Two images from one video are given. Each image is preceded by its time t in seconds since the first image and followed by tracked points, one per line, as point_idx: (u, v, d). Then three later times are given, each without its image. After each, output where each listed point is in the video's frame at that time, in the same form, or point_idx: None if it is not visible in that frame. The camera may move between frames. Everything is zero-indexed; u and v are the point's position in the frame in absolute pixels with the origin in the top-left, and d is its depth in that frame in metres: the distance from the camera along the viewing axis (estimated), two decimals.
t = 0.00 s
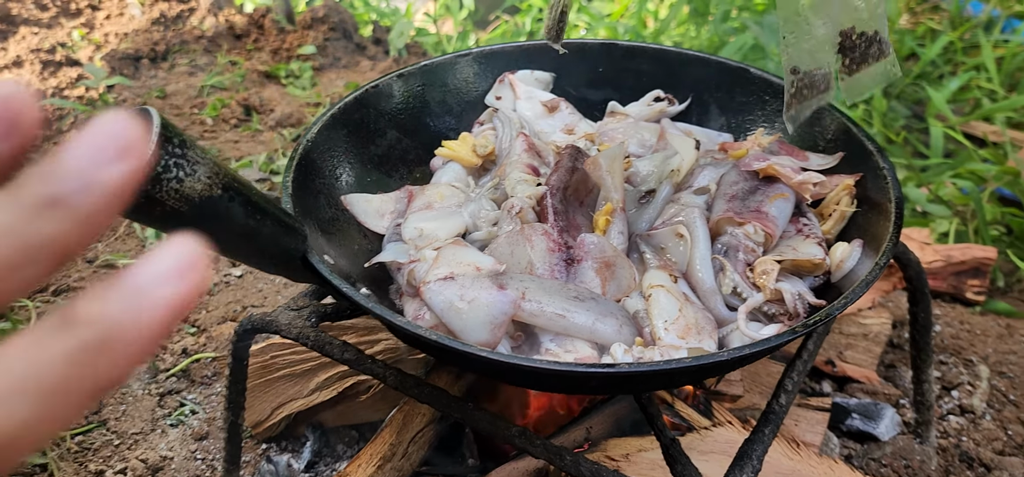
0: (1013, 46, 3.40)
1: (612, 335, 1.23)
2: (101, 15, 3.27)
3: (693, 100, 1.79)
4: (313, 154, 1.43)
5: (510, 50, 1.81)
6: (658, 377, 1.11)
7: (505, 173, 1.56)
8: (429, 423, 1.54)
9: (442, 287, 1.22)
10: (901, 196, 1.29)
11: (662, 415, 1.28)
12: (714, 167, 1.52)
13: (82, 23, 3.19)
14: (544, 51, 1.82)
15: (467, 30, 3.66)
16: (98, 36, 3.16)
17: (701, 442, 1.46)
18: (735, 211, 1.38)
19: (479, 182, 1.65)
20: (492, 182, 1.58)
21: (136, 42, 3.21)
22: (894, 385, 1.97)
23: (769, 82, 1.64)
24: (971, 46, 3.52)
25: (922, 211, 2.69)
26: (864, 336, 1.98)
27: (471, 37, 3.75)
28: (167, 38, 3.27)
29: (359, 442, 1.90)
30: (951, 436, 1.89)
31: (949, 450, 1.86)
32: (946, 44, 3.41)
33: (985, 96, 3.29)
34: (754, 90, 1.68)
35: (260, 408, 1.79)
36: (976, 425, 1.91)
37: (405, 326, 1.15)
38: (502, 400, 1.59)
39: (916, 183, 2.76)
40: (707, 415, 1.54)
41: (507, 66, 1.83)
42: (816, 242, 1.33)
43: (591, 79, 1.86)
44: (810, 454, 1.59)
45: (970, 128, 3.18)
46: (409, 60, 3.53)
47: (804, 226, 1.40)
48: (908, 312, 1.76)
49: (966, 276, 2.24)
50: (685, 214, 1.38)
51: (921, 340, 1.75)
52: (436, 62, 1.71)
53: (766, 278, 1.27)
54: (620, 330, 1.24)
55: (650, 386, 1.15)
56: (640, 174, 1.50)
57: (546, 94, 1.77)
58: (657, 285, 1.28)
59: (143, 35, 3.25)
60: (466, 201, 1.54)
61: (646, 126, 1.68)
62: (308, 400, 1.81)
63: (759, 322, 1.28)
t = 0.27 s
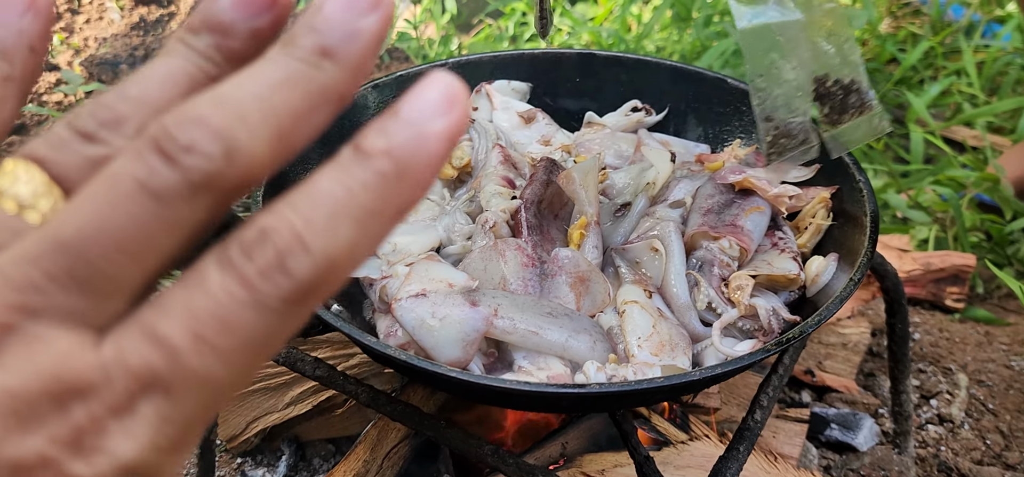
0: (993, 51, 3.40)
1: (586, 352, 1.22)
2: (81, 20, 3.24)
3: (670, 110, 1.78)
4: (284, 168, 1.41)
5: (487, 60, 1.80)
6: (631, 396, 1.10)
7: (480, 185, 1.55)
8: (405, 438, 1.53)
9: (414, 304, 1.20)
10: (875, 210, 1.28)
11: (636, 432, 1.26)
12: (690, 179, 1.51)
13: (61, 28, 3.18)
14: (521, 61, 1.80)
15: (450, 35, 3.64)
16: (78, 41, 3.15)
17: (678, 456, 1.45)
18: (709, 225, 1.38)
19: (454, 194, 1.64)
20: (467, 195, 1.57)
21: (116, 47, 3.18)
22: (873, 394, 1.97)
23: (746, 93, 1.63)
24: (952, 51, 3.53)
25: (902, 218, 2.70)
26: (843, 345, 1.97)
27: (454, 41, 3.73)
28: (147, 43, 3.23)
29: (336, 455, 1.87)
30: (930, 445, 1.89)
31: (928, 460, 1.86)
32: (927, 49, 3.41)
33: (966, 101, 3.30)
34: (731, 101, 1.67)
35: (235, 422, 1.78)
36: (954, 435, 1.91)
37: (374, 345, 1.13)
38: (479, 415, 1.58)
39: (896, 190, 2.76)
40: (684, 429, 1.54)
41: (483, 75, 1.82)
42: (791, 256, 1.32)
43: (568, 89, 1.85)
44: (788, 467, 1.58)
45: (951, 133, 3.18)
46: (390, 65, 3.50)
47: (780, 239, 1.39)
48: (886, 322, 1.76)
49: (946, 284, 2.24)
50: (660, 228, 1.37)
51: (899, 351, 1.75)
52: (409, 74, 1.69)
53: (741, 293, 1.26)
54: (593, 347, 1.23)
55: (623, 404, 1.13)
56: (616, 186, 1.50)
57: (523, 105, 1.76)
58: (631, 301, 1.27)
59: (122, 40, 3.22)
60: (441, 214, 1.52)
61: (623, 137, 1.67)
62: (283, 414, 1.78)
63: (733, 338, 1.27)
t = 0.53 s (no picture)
0: (978, 52, 3.42)
1: (571, 357, 1.22)
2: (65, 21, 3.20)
3: (656, 113, 1.78)
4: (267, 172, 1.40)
5: (472, 62, 1.78)
6: (617, 402, 1.09)
7: (465, 188, 1.54)
8: (391, 443, 1.52)
9: (398, 310, 1.19)
10: (861, 214, 1.28)
11: (622, 437, 1.26)
12: (676, 183, 1.51)
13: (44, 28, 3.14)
14: (506, 64, 1.79)
15: (437, 36, 3.61)
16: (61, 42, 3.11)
17: (665, 460, 1.45)
18: (695, 228, 1.37)
19: (440, 198, 1.63)
20: (453, 198, 1.56)
21: (100, 48, 3.15)
22: (859, 396, 1.98)
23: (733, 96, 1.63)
24: (937, 51, 3.54)
25: (888, 219, 2.70)
26: (829, 347, 1.98)
27: (441, 42, 3.70)
28: (131, 44, 3.20)
29: (322, 460, 1.86)
30: (915, 447, 1.90)
31: (913, 462, 1.88)
32: (912, 50, 3.42)
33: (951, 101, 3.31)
34: (717, 104, 1.67)
35: (219, 428, 1.75)
36: (940, 436, 1.92)
37: (358, 352, 1.12)
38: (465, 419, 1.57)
39: (881, 191, 2.76)
40: (670, 432, 1.54)
41: (468, 77, 1.80)
42: (776, 260, 1.32)
43: (554, 92, 1.84)
44: (775, 469, 1.59)
45: (937, 134, 3.19)
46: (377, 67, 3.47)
47: (765, 243, 1.39)
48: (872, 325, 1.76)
49: (931, 285, 2.25)
50: (646, 231, 1.37)
51: (885, 352, 1.75)
52: (396, 75, 1.67)
53: (727, 297, 1.26)
54: (579, 352, 1.22)
55: (608, 410, 1.13)
56: (601, 189, 1.50)
57: (508, 107, 1.75)
58: (617, 306, 1.26)
59: (106, 42, 3.19)
60: (426, 217, 1.52)
61: (609, 139, 1.67)
62: (268, 420, 1.77)
63: (719, 342, 1.27)
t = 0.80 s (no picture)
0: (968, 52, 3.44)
1: (571, 358, 1.22)
2: (53, 20, 3.20)
3: (652, 113, 1.78)
4: (264, 174, 1.40)
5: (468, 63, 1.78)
6: (617, 404, 1.09)
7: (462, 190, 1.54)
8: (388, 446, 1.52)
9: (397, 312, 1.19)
10: (859, 215, 1.28)
11: (622, 439, 1.26)
12: (674, 184, 1.51)
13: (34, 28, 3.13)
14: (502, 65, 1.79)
15: (429, 36, 3.60)
16: (51, 41, 3.10)
17: (662, 462, 1.46)
18: (694, 229, 1.37)
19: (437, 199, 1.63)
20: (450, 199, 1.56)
21: (90, 48, 3.14)
22: (854, 396, 1.98)
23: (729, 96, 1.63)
24: (928, 53, 3.56)
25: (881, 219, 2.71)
26: (824, 348, 1.99)
27: (434, 42, 3.69)
28: (121, 44, 3.20)
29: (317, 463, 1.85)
30: (911, 447, 1.90)
31: (909, 461, 1.88)
32: (903, 50, 3.43)
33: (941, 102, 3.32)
34: (713, 104, 1.67)
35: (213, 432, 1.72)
36: (935, 435, 1.93)
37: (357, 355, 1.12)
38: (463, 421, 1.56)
39: (874, 191, 2.77)
40: (668, 433, 1.54)
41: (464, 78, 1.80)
42: (775, 261, 1.32)
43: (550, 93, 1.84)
44: (772, 470, 1.59)
45: (928, 135, 3.20)
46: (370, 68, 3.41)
47: (763, 244, 1.39)
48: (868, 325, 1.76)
49: (924, 285, 2.26)
50: (645, 232, 1.37)
51: (881, 353, 1.75)
52: (391, 77, 1.67)
53: (726, 298, 1.26)
54: (579, 354, 1.22)
55: (608, 412, 1.13)
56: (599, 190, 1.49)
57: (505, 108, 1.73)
58: (616, 307, 1.26)
59: (97, 41, 3.18)
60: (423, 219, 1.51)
61: (606, 140, 1.66)
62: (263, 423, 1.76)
63: (718, 343, 1.27)
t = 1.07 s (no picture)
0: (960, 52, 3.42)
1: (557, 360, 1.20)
2: (37, 17, 3.14)
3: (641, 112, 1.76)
4: (247, 172, 1.38)
5: (454, 61, 1.76)
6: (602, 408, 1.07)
7: (448, 190, 1.53)
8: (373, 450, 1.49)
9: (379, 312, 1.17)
10: (849, 215, 1.26)
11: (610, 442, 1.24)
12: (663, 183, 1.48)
13: (16, 25, 3.10)
14: (488, 62, 1.77)
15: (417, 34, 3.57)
16: (34, 38, 3.06)
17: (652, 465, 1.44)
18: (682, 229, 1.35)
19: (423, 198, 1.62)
20: (436, 199, 1.55)
21: (73, 45, 3.10)
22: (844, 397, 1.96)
23: (718, 94, 1.61)
24: (918, 52, 3.54)
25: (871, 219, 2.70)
26: (815, 349, 1.97)
27: (422, 40, 3.65)
28: (105, 41, 3.16)
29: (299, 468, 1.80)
30: (901, 449, 1.89)
31: (899, 463, 1.86)
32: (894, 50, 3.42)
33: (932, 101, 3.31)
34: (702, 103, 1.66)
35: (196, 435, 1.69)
36: (925, 437, 1.92)
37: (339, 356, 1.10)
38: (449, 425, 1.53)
39: (865, 191, 2.76)
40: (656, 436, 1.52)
41: (451, 75, 1.78)
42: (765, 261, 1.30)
43: (537, 91, 1.82)
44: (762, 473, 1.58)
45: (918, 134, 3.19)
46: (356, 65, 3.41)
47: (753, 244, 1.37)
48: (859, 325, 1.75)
49: (915, 285, 2.24)
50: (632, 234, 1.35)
51: (872, 354, 1.73)
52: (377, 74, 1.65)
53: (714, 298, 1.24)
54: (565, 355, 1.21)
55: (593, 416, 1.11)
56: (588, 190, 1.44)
57: (491, 105, 1.70)
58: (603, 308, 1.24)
59: (80, 39, 3.14)
60: (409, 218, 1.49)
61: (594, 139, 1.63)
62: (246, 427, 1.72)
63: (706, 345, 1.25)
